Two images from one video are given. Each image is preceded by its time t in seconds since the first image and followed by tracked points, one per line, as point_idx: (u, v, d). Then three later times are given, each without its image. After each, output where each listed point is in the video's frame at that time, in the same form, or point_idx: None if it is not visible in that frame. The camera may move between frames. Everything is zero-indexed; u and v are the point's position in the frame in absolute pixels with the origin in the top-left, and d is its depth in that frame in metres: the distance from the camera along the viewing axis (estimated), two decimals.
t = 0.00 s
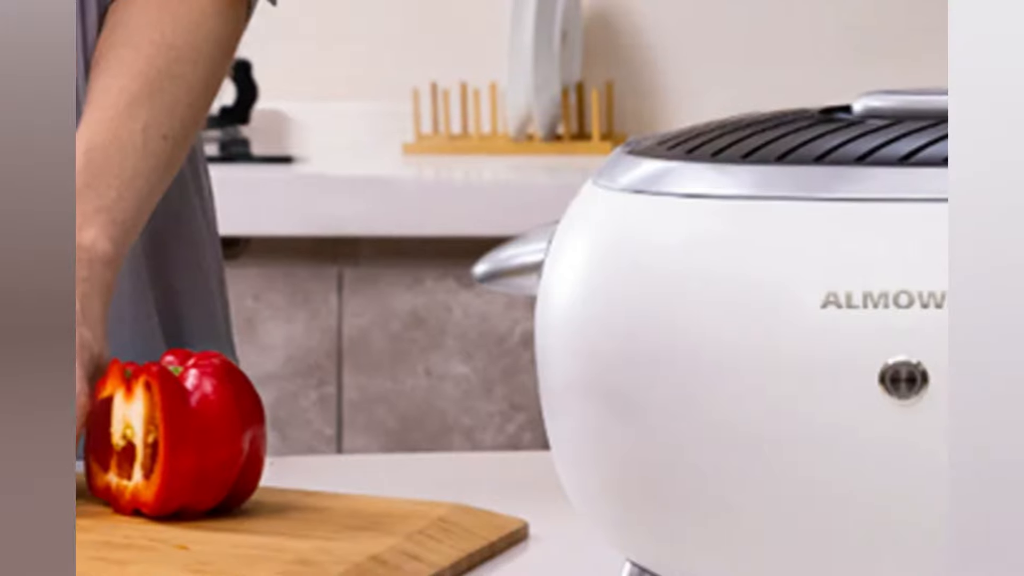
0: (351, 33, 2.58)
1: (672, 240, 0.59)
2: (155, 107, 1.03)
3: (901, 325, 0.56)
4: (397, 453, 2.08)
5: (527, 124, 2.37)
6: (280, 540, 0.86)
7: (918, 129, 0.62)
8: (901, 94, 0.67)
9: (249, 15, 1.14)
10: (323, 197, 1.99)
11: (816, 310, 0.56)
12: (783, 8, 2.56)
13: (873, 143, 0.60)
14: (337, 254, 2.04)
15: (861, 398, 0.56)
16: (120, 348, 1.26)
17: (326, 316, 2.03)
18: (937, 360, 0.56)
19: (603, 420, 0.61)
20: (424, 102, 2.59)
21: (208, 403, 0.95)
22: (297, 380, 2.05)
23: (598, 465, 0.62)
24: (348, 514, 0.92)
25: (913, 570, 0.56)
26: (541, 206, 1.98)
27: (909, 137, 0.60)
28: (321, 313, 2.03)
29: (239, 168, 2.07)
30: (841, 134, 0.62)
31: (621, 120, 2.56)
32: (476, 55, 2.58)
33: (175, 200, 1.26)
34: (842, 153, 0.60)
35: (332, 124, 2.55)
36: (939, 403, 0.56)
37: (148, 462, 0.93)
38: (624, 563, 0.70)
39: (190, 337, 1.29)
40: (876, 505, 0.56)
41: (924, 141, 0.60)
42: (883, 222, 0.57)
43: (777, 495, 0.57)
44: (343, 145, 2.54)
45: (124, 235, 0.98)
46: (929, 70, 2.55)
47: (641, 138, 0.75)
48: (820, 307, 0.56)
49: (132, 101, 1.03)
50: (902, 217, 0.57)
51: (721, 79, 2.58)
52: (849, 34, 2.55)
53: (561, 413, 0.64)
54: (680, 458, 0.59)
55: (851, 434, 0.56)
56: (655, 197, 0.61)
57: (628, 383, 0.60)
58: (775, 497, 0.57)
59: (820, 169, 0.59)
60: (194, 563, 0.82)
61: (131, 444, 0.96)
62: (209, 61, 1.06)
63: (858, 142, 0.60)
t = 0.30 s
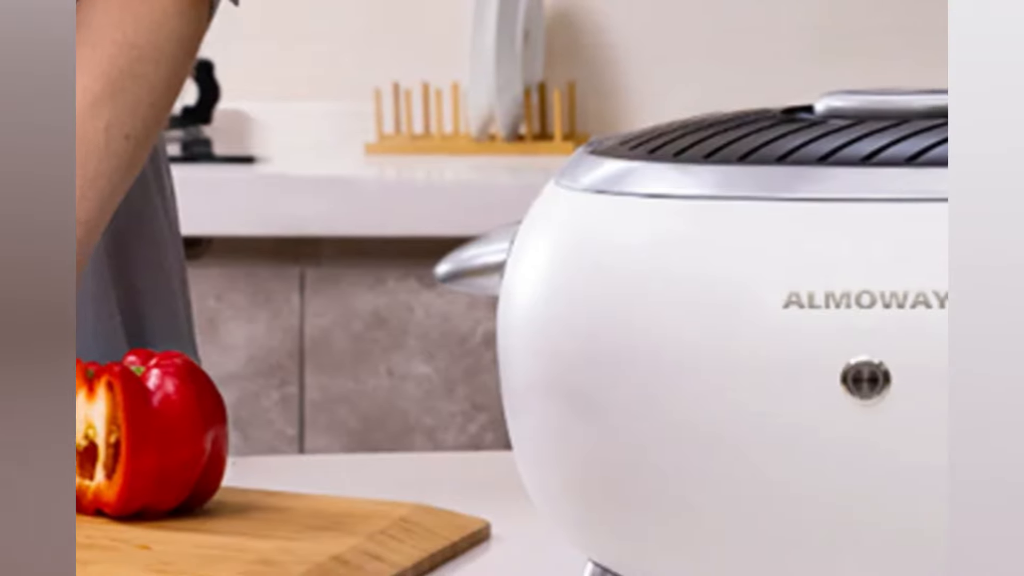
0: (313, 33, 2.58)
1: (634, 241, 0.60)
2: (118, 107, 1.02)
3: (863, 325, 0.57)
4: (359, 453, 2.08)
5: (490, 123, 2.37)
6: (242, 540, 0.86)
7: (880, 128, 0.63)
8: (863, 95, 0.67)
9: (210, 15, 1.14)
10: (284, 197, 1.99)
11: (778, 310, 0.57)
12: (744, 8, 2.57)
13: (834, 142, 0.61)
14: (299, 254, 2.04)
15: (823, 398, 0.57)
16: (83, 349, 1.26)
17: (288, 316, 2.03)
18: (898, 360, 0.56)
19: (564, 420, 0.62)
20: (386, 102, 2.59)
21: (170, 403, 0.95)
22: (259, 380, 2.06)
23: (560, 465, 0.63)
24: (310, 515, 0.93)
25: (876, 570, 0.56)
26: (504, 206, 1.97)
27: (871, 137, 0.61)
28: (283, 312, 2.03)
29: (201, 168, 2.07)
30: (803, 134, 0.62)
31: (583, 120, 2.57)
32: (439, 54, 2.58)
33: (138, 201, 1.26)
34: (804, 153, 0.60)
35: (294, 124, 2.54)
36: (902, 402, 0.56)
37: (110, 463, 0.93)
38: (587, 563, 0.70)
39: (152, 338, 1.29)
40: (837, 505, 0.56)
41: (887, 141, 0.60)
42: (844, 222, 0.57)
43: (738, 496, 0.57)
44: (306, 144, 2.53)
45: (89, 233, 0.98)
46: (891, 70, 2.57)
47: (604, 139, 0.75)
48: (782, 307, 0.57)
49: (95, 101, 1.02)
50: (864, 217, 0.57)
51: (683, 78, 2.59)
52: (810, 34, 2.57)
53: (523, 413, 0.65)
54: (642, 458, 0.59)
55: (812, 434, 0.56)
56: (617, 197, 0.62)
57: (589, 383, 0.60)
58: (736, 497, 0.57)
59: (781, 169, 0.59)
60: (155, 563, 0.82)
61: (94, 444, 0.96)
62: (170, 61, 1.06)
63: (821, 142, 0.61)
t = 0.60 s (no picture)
0: (275, 32, 2.58)
1: (596, 241, 0.60)
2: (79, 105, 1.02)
3: (825, 325, 0.57)
4: (322, 453, 2.08)
5: (452, 123, 2.37)
6: (204, 540, 0.86)
7: (841, 128, 0.63)
8: (824, 95, 0.68)
9: (173, 16, 1.14)
10: (246, 197, 1.99)
11: (741, 310, 0.57)
12: (706, 9, 2.59)
13: (796, 142, 0.61)
14: (261, 255, 2.05)
15: (785, 398, 0.57)
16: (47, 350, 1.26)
17: (250, 316, 2.03)
18: (860, 360, 0.56)
19: (527, 420, 0.62)
20: (348, 101, 2.59)
21: (133, 404, 0.95)
22: (221, 380, 2.06)
23: (522, 466, 0.63)
24: (272, 514, 0.93)
25: (839, 570, 0.57)
26: (466, 206, 1.97)
27: (832, 137, 0.61)
28: (245, 313, 2.03)
29: (164, 168, 2.07)
30: (765, 134, 0.63)
31: (545, 119, 2.58)
32: (400, 53, 2.58)
33: (101, 201, 1.26)
34: (766, 153, 0.61)
35: (257, 123, 2.54)
36: (864, 403, 0.56)
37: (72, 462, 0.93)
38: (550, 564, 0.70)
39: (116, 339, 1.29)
40: (802, 505, 0.57)
41: (848, 141, 0.61)
42: (806, 222, 0.57)
43: (700, 497, 0.58)
44: (268, 144, 2.53)
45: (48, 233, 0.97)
46: (852, 70, 2.57)
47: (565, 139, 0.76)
48: (744, 307, 0.57)
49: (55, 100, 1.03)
50: (826, 217, 0.57)
51: (645, 78, 2.60)
52: (772, 34, 2.57)
53: (485, 413, 0.65)
54: (604, 458, 0.60)
55: (774, 434, 0.57)
56: (579, 198, 0.62)
57: (552, 382, 0.61)
58: (697, 497, 0.58)
59: (743, 169, 0.59)
60: (117, 563, 0.82)
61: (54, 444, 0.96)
62: (134, 62, 1.06)
63: (783, 142, 0.62)
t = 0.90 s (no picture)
0: (238, 32, 2.58)
1: (559, 241, 0.61)
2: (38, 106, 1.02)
3: (787, 325, 0.57)
4: (284, 453, 2.08)
5: (413, 123, 2.37)
6: (166, 540, 0.86)
7: (804, 128, 0.64)
8: (786, 95, 0.69)
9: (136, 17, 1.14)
10: (208, 197, 1.99)
11: (703, 310, 0.58)
12: (668, 9, 2.60)
13: (758, 142, 0.62)
14: (223, 255, 2.05)
15: (746, 398, 0.58)
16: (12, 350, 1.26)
17: (213, 316, 2.04)
18: (823, 360, 0.57)
19: (490, 420, 0.63)
20: (310, 101, 2.59)
21: (94, 404, 0.94)
22: (183, 380, 2.06)
23: (485, 466, 0.64)
24: (234, 514, 0.93)
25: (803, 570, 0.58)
26: (428, 206, 1.96)
27: (794, 137, 0.62)
28: (207, 313, 2.04)
29: (126, 168, 2.07)
30: (728, 134, 0.63)
31: (507, 119, 2.58)
32: (362, 53, 2.58)
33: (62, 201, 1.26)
34: (728, 153, 0.61)
35: (219, 124, 2.54)
36: (827, 402, 0.57)
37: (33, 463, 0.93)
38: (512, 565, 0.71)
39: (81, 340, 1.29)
40: (764, 505, 0.58)
41: (810, 141, 0.61)
42: (768, 223, 0.58)
43: (663, 497, 0.59)
44: (230, 144, 2.53)
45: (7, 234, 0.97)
46: (815, 70, 2.58)
47: (527, 138, 0.76)
48: (706, 307, 0.58)
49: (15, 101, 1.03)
50: (787, 217, 0.58)
51: (607, 79, 2.61)
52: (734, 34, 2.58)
53: (446, 413, 0.66)
54: (566, 458, 0.60)
55: (737, 434, 0.58)
56: (542, 198, 0.63)
57: (514, 382, 0.61)
58: (660, 497, 0.59)
59: (705, 169, 0.60)
60: (79, 564, 0.82)
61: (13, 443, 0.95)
62: (95, 62, 1.06)
63: (745, 142, 0.62)
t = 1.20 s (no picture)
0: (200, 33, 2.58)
1: (521, 240, 0.62)
2: None
3: (749, 325, 0.58)
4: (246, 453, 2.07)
5: (375, 123, 2.37)
6: (127, 540, 0.87)
7: (766, 127, 0.65)
8: (747, 95, 0.70)
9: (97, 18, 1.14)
10: (170, 196, 1.98)
11: (664, 310, 0.59)
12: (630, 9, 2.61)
13: (720, 142, 0.62)
14: (185, 255, 2.05)
15: (708, 398, 0.59)
16: None
17: (175, 316, 2.04)
18: (784, 360, 0.58)
19: (451, 419, 0.64)
20: (272, 102, 2.58)
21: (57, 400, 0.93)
22: (145, 380, 2.06)
23: (446, 466, 0.65)
24: (195, 514, 0.93)
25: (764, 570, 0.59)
26: (390, 206, 1.96)
27: (756, 137, 0.63)
28: (170, 313, 2.04)
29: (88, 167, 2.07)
30: (689, 134, 0.64)
31: (469, 119, 2.59)
32: (325, 52, 2.58)
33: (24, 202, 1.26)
34: (691, 153, 0.62)
35: (181, 124, 2.53)
36: (789, 402, 0.58)
37: None
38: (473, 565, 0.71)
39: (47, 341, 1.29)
40: (726, 505, 0.58)
41: (771, 140, 0.62)
42: (728, 223, 0.59)
43: (625, 497, 0.60)
44: (192, 144, 2.52)
45: None
46: (777, 70, 2.59)
47: (488, 138, 0.77)
48: (668, 307, 0.59)
49: None
50: (749, 217, 0.59)
51: (570, 78, 2.62)
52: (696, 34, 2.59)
53: (408, 413, 0.67)
54: (528, 459, 0.61)
55: (698, 434, 0.59)
56: (504, 198, 0.64)
57: (475, 382, 0.62)
58: (623, 497, 0.60)
59: (666, 169, 0.61)
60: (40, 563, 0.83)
61: None
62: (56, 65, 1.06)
63: (706, 142, 0.63)
